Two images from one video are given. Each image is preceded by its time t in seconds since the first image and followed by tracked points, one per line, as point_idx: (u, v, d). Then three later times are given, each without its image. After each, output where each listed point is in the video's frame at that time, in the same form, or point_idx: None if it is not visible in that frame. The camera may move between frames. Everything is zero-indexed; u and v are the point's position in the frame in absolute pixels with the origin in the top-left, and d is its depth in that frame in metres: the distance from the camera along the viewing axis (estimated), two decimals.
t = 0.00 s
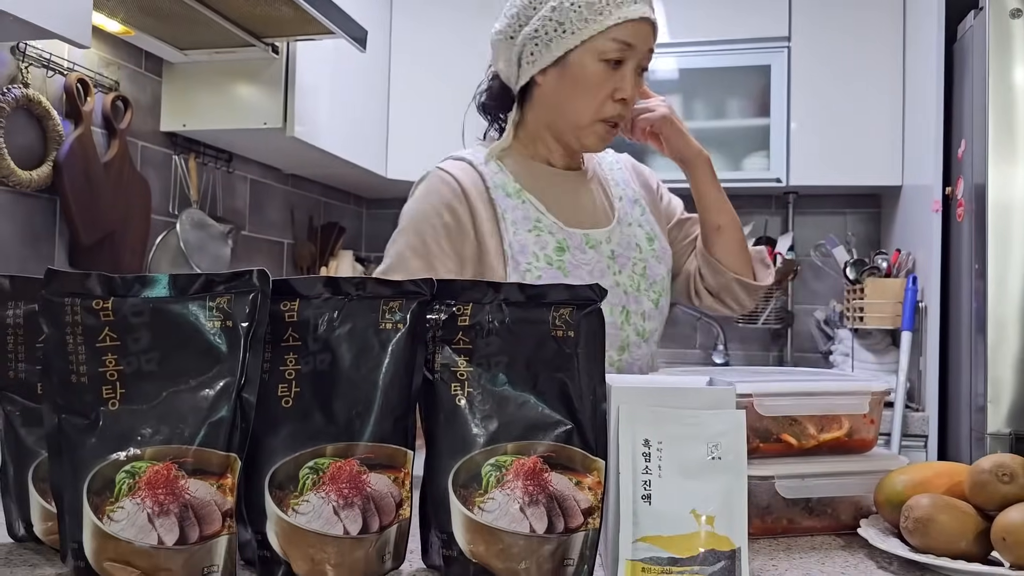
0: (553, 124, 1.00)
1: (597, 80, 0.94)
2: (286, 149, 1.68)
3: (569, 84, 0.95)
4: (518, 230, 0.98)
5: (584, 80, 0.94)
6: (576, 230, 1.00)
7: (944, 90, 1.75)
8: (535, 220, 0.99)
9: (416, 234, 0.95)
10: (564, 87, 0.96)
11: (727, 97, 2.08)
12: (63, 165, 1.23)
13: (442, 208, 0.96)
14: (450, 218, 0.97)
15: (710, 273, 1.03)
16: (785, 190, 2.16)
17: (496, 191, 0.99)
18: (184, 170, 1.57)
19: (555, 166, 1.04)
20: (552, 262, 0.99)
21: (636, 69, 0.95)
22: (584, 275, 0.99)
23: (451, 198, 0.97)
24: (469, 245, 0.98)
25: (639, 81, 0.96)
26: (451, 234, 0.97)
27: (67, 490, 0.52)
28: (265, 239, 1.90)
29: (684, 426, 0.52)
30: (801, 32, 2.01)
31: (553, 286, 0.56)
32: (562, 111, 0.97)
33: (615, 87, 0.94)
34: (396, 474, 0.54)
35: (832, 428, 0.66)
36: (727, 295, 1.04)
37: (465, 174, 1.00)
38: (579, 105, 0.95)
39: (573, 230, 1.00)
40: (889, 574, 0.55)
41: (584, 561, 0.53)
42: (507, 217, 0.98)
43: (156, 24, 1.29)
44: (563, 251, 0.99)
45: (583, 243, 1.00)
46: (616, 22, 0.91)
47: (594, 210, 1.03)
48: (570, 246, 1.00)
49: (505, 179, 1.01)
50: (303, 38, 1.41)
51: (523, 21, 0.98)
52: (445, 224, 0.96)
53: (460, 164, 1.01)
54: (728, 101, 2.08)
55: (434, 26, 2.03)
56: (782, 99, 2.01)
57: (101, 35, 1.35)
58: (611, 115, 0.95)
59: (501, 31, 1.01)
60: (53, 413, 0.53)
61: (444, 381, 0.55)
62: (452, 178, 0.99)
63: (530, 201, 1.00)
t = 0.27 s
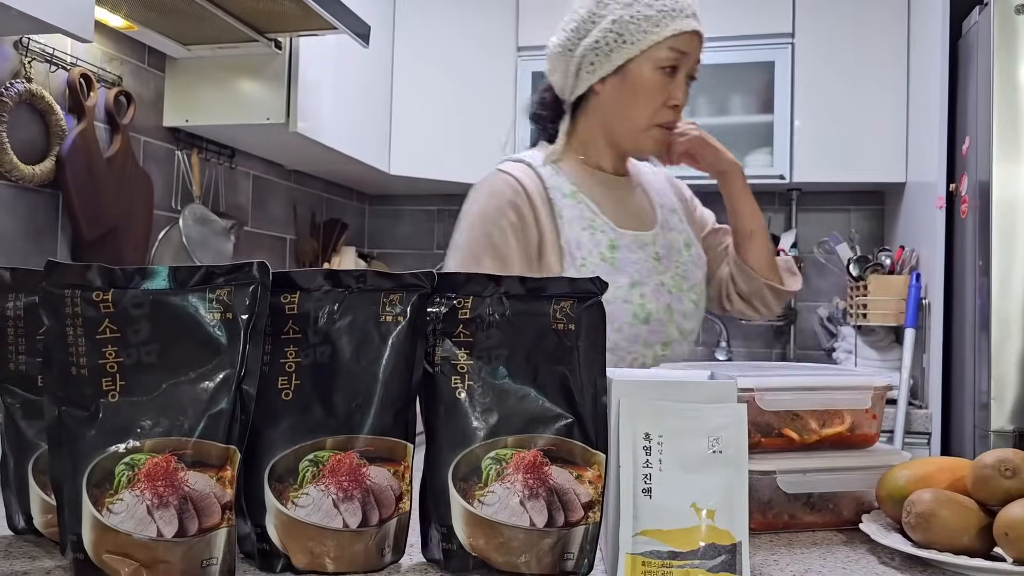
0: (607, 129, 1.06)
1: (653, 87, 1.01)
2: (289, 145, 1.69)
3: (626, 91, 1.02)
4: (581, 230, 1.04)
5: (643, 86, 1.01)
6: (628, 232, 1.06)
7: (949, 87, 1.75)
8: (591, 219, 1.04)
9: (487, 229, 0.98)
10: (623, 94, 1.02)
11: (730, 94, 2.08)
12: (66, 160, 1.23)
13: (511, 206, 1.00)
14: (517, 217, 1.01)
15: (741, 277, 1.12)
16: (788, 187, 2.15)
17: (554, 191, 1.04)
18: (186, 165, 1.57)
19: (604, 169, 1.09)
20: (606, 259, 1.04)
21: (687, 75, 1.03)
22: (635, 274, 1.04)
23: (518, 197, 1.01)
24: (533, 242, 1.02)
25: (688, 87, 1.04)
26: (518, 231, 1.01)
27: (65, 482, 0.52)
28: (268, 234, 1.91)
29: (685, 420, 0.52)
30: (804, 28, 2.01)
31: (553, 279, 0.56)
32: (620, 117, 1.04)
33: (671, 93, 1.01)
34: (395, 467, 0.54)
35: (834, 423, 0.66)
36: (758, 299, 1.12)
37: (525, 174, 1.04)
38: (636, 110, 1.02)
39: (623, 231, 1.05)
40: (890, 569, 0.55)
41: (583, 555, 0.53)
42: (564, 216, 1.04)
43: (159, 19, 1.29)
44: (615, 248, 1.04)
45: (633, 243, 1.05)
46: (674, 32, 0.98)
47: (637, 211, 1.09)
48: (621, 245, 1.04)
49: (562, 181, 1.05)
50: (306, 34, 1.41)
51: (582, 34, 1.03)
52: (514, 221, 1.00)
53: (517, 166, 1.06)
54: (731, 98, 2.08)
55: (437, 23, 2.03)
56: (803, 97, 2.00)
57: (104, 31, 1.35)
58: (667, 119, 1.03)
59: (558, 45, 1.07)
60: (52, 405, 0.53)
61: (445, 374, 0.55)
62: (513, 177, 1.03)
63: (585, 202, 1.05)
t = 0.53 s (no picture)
0: (696, 149, 1.01)
1: (742, 108, 0.97)
2: (293, 140, 1.68)
3: (715, 115, 0.98)
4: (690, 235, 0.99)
5: (731, 109, 0.97)
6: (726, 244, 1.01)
7: (954, 82, 1.74)
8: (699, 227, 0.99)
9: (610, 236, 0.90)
10: (711, 117, 0.98)
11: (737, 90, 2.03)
12: (71, 152, 1.23)
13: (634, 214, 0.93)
14: (638, 225, 0.93)
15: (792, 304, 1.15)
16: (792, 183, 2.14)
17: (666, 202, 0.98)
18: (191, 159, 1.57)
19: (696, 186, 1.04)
20: (708, 264, 0.99)
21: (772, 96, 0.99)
22: (734, 279, 1.00)
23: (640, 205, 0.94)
24: (648, 253, 0.95)
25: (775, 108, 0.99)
26: (637, 240, 0.93)
27: (73, 474, 0.52)
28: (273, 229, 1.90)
29: (696, 411, 0.52)
30: (809, 23, 2.00)
31: (563, 270, 0.56)
32: (707, 138, 0.99)
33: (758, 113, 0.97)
34: (404, 458, 0.54)
35: (844, 416, 0.66)
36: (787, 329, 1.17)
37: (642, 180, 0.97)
38: (725, 132, 0.98)
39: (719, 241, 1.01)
40: (902, 563, 0.55)
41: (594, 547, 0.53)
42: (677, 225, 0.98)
43: (164, 12, 1.28)
44: (715, 257, 1.00)
45: (729, 254, 1.01)
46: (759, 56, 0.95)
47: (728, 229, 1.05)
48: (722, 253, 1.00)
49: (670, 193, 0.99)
50: (310, 27, 1.40)
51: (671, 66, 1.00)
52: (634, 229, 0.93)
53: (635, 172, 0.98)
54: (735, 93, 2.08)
55: (439, 18, 2.03)
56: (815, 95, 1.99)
57: (109, 24, 1.35)
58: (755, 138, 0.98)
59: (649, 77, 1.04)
60: (60, 395, 0.53)
61: (454, 365, 0.55)
62: (634, 183, 0.96)
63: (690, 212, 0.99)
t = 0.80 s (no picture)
0: (751, 145, 1.14)
1: (789, 109, 1.10)
2: (292, 135, 1.68)
3: (763, 117, 1.11)
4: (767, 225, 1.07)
5: (779, 110, 1.10)
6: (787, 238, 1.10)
7: (954, 78, 1.73)
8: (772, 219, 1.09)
9: (699, 217, 0.98)
10: (761, 118, 1.11)
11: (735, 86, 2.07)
12: (68, 148, 1.23)
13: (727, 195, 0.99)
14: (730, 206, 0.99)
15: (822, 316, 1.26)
16: (791, 179, 2.14)
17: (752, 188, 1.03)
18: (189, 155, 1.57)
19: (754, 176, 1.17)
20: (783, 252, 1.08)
21: (817, 93, 1.11)
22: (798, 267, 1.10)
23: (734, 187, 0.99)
24: (747, 233, 1.01)
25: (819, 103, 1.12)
26: (730, 220, 0.99)
27: (67, 467, 0.51)
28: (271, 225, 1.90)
29: (693, 405, 0.51)
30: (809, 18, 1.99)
31: (560, 263, 0.55)
32: (760, 136, 1.12)
33: (804, 111, 1.10)
34: (399, 452, 0.54)
35: (841, 410, 0.66)
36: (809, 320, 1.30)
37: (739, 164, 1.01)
38: (775, 131, 1.11)
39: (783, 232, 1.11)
40: (899, 558, 0.55)
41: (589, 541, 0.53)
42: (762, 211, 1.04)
43: (161, 7, 1.28)
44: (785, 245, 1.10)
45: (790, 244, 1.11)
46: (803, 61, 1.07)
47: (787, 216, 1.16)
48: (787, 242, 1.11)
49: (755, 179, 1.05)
50: (309, 22, 1.39)
51: (722, 71, 1.13)
52: (727, 210, 0.99)
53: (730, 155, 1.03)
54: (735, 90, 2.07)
55: (438, 13, 2.02)
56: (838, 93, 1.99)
57: (106, 18, 1.34)
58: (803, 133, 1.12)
59: (704, 83, 1.17)
60: (53, 388, 0.52)
61: (450, 358, 0.55)
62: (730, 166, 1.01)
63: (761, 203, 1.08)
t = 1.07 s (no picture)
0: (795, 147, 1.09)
1: (832, 105, 1.06)
2: (286, 131, 1.67)
3: (806, 116, 1.07)
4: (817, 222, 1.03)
5: (823, 107, 1.05)
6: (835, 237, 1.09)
7: (949, 76, 1.73)
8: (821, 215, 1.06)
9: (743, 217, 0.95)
10: (803, 118, 1.07)
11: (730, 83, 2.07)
12: (59, 143, 1.22)
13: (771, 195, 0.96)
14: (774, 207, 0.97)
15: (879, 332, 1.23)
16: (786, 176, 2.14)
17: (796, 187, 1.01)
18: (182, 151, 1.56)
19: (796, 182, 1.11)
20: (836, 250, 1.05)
21: (858, 90, 1.08)
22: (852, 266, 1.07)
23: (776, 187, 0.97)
24: (793, 235, 0.98)
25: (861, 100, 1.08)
26: (775, 221, 0.96)
27: (52, 464, 0.51)
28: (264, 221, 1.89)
29: (683, 402, 0.51)
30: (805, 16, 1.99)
31: (550, 259, 0.55)
32: (804, 135, 1.07)
33: (847, 108, 1.06)
34: (388, 449, 0.53)
35: (835, 408, 0.65)
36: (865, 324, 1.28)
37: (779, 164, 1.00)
38: (818, 130, 1.07)
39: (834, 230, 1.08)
40: (891, 556, 0.55)
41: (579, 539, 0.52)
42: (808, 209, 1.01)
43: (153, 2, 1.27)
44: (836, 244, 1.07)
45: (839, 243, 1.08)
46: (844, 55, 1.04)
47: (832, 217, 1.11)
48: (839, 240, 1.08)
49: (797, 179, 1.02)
50: (302, 17, 1.39)
51: (760, 74, 1.10)
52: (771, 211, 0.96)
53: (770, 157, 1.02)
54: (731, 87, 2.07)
55: (433, 10, 2.02)
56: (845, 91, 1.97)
57: (98, 13, 1.33)
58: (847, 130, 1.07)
59: (741, 87, 1.13)
60: (38, 384, 0.52)
61: (439, 355, 0.54)
62: (773, 168, 0.99)
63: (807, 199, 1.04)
